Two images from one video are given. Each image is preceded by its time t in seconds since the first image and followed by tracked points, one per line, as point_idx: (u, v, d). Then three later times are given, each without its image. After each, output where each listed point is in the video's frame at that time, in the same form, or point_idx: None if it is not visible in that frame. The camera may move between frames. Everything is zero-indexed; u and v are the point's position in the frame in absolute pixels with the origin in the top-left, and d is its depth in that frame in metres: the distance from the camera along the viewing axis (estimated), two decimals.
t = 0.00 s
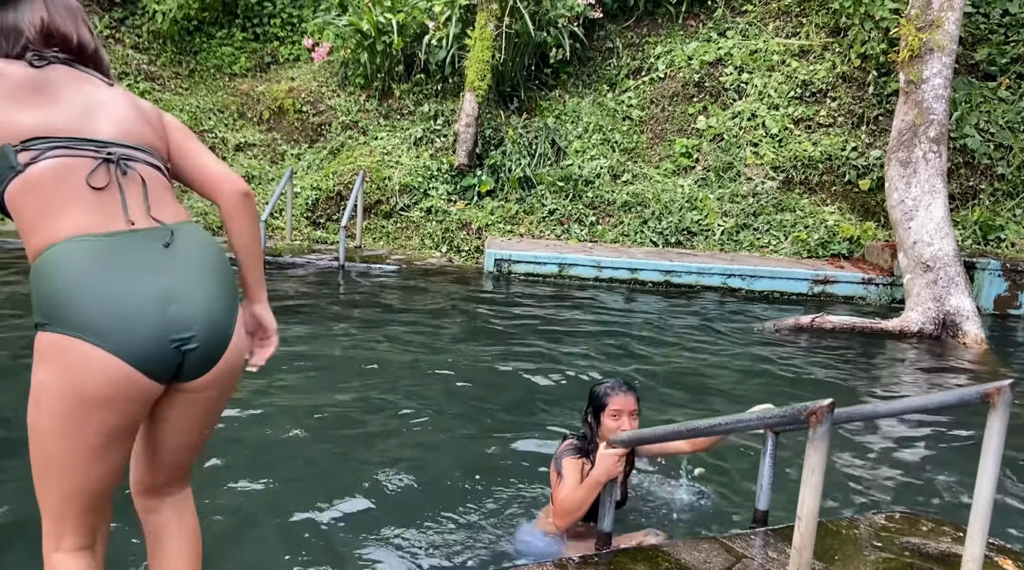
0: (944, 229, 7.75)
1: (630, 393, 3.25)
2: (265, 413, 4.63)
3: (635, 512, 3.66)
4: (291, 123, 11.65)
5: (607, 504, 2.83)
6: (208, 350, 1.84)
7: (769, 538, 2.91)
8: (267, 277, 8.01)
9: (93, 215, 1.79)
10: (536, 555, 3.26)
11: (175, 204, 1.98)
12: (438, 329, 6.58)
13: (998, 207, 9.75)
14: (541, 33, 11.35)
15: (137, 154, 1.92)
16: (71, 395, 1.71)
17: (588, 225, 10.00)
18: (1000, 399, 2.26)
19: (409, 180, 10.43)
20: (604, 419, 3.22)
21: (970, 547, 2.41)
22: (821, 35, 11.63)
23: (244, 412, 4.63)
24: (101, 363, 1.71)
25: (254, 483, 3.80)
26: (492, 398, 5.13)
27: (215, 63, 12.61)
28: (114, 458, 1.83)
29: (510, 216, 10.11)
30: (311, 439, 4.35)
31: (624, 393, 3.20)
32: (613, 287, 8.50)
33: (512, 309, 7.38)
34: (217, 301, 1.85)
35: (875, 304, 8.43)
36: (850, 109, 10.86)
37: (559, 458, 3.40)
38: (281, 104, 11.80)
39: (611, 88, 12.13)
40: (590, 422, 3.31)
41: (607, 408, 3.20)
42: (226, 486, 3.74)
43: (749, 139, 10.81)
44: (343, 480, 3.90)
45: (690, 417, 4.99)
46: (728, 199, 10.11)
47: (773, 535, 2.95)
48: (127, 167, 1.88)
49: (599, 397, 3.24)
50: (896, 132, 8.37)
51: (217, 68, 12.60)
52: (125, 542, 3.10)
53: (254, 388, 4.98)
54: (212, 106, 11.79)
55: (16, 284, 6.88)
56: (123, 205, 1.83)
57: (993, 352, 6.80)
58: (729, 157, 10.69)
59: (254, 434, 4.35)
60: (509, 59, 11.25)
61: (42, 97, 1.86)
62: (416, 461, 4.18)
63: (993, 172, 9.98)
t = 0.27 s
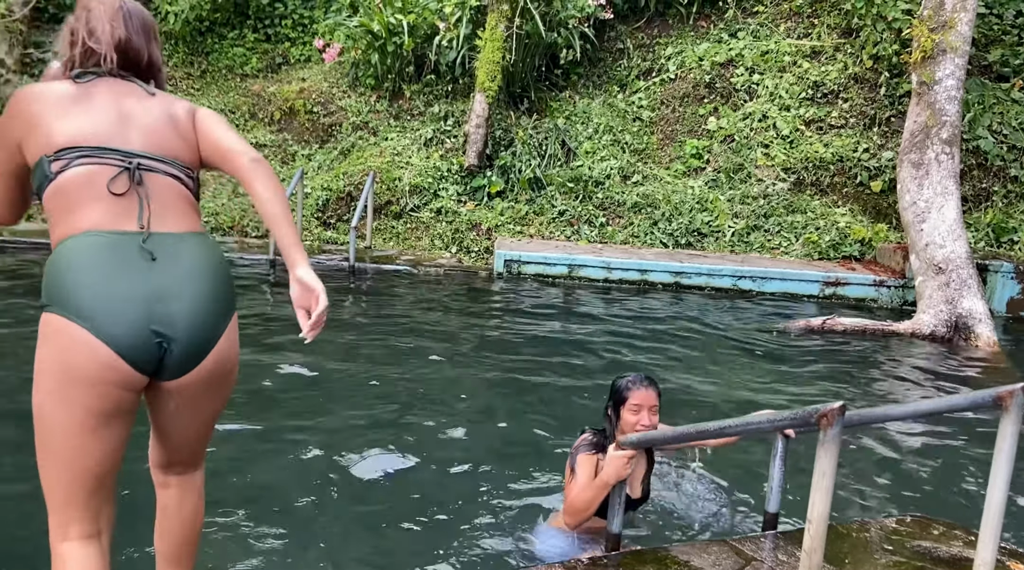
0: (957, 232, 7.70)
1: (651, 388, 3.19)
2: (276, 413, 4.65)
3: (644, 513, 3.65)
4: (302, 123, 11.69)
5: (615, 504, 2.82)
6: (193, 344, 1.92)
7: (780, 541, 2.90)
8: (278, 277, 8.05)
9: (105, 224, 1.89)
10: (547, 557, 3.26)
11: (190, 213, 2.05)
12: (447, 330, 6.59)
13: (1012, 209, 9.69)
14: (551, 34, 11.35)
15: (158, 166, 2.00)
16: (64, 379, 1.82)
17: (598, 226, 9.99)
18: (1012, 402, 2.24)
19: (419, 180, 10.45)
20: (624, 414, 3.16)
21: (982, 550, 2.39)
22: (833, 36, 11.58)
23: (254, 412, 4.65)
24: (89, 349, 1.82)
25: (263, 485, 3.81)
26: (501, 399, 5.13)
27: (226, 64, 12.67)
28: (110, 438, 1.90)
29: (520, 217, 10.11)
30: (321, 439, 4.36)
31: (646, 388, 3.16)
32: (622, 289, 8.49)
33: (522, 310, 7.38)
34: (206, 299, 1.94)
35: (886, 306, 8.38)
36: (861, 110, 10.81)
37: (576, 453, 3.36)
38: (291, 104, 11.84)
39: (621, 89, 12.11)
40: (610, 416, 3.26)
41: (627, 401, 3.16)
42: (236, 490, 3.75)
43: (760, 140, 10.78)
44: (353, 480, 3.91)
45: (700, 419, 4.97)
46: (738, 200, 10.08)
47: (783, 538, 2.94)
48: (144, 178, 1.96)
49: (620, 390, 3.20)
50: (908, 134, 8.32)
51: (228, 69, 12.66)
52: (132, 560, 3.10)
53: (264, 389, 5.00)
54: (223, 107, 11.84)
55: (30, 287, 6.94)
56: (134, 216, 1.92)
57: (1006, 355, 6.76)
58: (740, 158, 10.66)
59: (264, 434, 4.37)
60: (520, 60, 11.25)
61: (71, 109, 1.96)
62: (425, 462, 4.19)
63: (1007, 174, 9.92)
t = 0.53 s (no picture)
0: (968, 235, 7.67)
1: (706, 351, 3.03)
2: (285, 414, 4.67)
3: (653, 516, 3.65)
4: (312, 124, 11.73)
5: (625, 508, 2.81)
6: (211, 336, 2.16)
7: (789, 545, 2.89)
8: (287, 277, 8.07)
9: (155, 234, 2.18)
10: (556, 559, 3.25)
11: (230, 221, 2.31)
12: (456, 331, 6.60)
13: None
14: (561, 35, 11.35)
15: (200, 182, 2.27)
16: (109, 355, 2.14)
17: (607, 228, 9.99)
18: None
19: (428, 181, 10.48)
20: (673, 374, 3.02)
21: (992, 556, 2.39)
22: (844, 38, 11.55)
23: (264, 412, 4.67)
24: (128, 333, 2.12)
25: (271, 485, 3.82)
26: (509, 401, 5.13)
27: (237, 64, 12.73)
28: (139, 411, 2.21)
29: (528, 218, 10.11)
30: (330, 439, 4.37)
31: (700, 352, 3.01)
32: (630, 291, 8.48)
33: (530, 312, 7.38)
34: (227, 296, 2.18)
35: (896, 309, 8.35)
36: (872, 113, 10.77)
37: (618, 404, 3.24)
38: (301, 105, 11.87)
39: (631, 90, 12.11)
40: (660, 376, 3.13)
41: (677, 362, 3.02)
42: (243, 489, 3.75)
43: (770, 142, 10.75)
44: (361, 480, 3.92)
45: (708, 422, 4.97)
46: (748, 203, 10.05)
47: (792, 542, 2.93)
48: (188, 195, 2.24)
49: (673, 349, 3.06)
50: (919, 137, 8.29)
51: (239, 69, 12.71)
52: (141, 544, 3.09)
53: (274, 389, 5.02)
54: (233, 108, 11.88)
55: (40, 285, 6.98)
56: (182, 227, 2.20)
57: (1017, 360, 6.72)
58: (749, 161, 10.64)
59: (273, 434, 4.38)
60: (529, 61, 11.25)
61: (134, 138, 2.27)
62: (433, 463, 4.19)
63: (1019, 178, 9.88)
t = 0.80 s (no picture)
0: (974, 240, 7.65)
1: (740, 314, 2.86)
2: (291, 416, 4.67)
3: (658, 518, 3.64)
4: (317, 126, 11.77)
5: (627, 514, 2.91)
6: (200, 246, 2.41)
7: (792, 550, 2.88)
8: (292, 279, 8.09)
9: (195, 163, 2.45)
10: (559, 563, 3.25)
11: (262, 160, 2.53)
12: (461, 333, 6.62)
13: None
14: (567, 38, 11.37)
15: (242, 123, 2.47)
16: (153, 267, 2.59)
17: (612, 231, 9.99)
18: None
19: (433, 184, 10.51)
20: (705, 337, 2.90)
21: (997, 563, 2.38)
22: (850, 42, 11.55)
23: (270, 414, 4.67)
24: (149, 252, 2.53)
25: (274, 486, 3.82)
26: (513, 403, 5.14)
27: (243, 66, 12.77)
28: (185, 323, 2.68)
29: (533, 221, 10.12)
30: (335, 442, 4.37)
31: (734, 312, 2.84)
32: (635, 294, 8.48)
33: (535, 314, 7.39)
34: (216, 214, 2.41)
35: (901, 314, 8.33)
36: (878, 117, 10.76)
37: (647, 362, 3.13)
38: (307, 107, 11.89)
39: (636, 93, 12.12)
40: (691, 337, 2.98)
41: (708, 324, 2.87)
42: (246, 489, 3.76)
43: (776, 146, 10.74)
44: (367, 484, 3.93)
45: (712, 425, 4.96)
46: (753, 206, 10.04)
47: (797, 547, 2.93)
48: (230, 137, 2.46)
49: (703, 309, 2.90)
50: (925, 141, 8.29)
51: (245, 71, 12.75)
52: (145, 546, 3.08)
53: (279, 391, 5.03)
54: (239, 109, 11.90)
55: (47, 284, 7.01)
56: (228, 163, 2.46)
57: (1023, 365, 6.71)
58: (755, 164, 10.63)
59: (278, 436, 4.39)
60: (535, 64, 11.27)
61: (191, 71, 2.48)
62: (439, 466, 4.19)
63: None
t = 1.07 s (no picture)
0: (975, 243, 7.64)
1: (745, 314, 2.77)
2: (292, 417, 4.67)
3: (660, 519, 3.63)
4: (319, 127, 11.78)
5: (630, 514, 2.91)
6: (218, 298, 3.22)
7: (794, 551, 2.87)
8: (294, 280, 8.10)
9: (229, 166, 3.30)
10: (560, 563, 3.25)
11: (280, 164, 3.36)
12: (462, 335, 6.62)
13: None
14: (568, 40, 11.37)
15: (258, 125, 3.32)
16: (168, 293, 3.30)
17: (613, 233, 9.99)
18: None
19: (435, 185, 10.52)
20: (709, 335, 2.85)
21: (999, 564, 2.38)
22: (852, 44, 11.54)
23: (271, 416, 4.68)
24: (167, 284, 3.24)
25: (275, 489, 3.82)
26: (514, 405, 5.14)
27: (246, 67, 12.77)
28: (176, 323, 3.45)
29: (534, 223, 10.13)
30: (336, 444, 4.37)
31: (740, 310, 2.77)
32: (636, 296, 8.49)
33: (536, 316, 7.39)
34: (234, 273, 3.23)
35: (903, 316, 8.32)
36: (880, 119, 10.76)
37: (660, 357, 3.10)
38: (309, 108, 11.90)
39: (638, 95, 12.13)
40: (701, 332, 2.94)
41: (714, 322, 2.81)
42: (247, 493, 3.76)
43: (777, 148, 10.74)
44: (368, 485, 3.93)
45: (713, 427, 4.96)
46: (755, 208, 10.04)
47: (798, 548, 2.92)
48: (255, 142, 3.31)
49: (711, 305, 2.84)
50: (928, 143, 8.28)
51: (247, 72, 12.75)
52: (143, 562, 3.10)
53: (280, 392, 5.04)
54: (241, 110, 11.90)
55: (49, 285, 7.03)
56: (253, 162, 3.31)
57: None
58: (757, 167, 10.63)
59: (279, 438, 4.39)
60: (537, 66, 11.27)
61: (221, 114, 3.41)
62: (439, 467, 4.19)
63: None
